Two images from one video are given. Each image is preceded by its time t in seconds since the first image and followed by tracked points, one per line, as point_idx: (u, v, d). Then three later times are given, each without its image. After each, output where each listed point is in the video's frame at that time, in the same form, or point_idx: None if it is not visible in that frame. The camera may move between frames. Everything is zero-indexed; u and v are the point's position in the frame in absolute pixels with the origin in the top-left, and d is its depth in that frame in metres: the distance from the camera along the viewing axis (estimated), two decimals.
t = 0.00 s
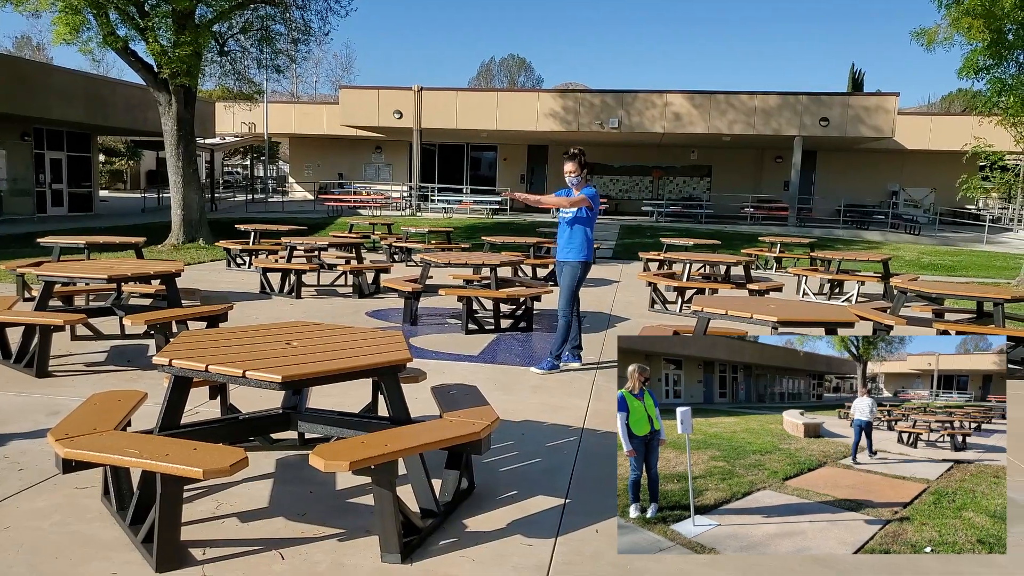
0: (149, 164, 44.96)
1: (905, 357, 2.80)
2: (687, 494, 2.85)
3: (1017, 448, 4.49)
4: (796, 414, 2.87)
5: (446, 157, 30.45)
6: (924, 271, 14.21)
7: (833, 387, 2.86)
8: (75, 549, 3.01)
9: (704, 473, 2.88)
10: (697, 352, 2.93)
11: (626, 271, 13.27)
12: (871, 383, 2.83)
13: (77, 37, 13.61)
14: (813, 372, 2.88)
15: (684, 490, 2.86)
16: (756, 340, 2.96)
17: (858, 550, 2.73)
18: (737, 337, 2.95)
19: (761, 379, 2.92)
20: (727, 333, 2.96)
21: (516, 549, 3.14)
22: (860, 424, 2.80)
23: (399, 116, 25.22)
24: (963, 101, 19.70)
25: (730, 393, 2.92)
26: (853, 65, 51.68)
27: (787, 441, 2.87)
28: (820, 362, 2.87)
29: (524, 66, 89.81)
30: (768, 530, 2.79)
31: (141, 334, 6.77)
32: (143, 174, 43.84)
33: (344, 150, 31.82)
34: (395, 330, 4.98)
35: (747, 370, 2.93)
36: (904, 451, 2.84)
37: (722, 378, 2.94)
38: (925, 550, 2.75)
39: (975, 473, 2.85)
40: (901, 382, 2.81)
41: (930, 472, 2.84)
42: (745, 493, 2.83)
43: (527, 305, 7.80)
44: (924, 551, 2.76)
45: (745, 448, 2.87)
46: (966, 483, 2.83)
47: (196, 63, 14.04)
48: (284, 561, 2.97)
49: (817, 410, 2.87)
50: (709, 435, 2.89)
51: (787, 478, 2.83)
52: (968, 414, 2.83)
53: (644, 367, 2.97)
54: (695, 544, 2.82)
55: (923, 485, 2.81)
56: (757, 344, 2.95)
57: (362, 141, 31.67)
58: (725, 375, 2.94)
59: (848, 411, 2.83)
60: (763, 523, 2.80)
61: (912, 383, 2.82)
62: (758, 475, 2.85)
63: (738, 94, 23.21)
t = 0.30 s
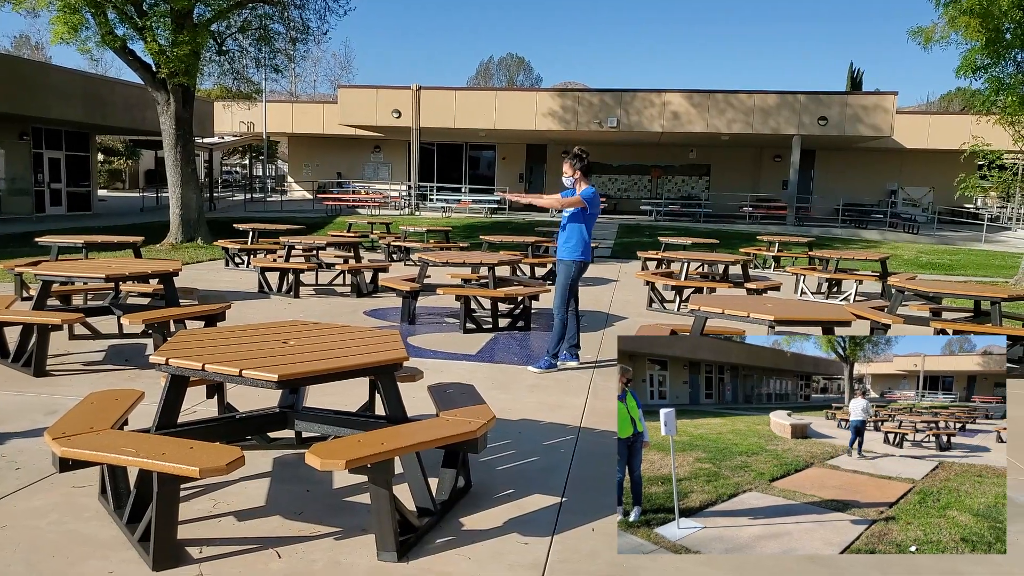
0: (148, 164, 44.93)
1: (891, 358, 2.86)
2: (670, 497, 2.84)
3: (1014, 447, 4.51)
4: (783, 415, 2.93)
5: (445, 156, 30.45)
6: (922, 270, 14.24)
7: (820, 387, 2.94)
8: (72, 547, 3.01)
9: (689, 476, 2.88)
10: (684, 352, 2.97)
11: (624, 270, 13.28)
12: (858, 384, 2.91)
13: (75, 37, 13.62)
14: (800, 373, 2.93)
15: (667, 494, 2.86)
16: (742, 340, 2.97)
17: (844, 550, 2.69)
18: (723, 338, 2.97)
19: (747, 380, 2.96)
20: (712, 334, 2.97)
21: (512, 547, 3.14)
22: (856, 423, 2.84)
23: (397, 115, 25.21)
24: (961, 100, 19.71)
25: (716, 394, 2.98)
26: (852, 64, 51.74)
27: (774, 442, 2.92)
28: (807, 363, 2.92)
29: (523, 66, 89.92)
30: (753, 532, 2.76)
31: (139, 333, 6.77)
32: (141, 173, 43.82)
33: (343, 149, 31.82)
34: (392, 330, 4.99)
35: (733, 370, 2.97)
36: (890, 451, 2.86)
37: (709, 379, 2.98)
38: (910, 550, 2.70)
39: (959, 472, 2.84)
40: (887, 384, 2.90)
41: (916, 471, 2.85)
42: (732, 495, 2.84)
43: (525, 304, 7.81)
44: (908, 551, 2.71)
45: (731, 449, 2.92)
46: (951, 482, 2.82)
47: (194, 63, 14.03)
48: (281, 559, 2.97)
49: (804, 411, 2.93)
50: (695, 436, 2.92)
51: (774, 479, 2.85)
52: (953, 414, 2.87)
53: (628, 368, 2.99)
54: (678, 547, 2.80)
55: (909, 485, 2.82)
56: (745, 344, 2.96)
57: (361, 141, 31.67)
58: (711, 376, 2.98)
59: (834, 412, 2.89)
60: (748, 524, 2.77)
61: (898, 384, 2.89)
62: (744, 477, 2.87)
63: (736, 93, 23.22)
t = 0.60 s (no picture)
0: (147, 163, 44.92)
1: (878, 359, 2.85)
2: (655, 499, 2.86)
3: (1012, 445, 4.51)
4: (771, 416, 2.86)
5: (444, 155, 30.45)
6: (921, 269, 14.25)
7: (808, 389, 2.89)
8: (69, 546, 3.02)
9: (674, 478, 2.88)
10: (670, 352, 2.96)
11: (623, 268, 13.30)
12: (846, 385, 2.87)
13: (74, 36, 13.62)
14: (789, 375, 2.88)
15: (652, 496, 2.87)
16: (729, 342, 2.91)
17: (830, 551, 2.76)
18: (711, 339, 2.91)
19: (735, 382, 2.89)
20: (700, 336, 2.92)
21: (511, 545, 3.15)
22: (849, 422, 2.81)
23: (397, 114, 25.20)
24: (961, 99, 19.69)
25: (703, 395, 2.92)
26: (853, 63, 51.76)
27: (761, 444, 2.86)
28: (797, 365, 2.87)
29: (523, 65, 90.08)
30: (738, 533, 2.82)
31: (138, 333, 6.78)
32: (141, 172, 43.86)
33: (343, 149, 31.81)
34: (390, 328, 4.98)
35: (721, 372, 2.90)
36: (877, 451, 2.82)
37: (696, 381, 2.93)
38: (895, 549, 2.78)
39: (944, 472, 2.86)
40: (875, 384, 2.86)
41: (901, 471, 2.85)
42: (717, 497, 2.85)
43: (523, 303, 7.83)
44: (894, 550, 2.78)
45: (718, 451, 2.88)
46: (936, 482, 2.84)
47: (194, 62, 14.03)
48: (278, 557, 2.98)
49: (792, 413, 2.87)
50: (680, 437, 2.90)
51: (760, 481, 2.82)
52: (939, 415, 2.85)
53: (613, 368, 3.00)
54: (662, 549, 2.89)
55: (895, 485, 2.81)
56: (733, 345, 2.91)
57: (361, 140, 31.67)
58: (698, 377, 2.92)
59: (823, 413, 2.85)
60: (733, 526, 2.82)
61: (886, 385, 2.86)
62: (730, 479, 2.86)
63: (736, 92, 23.21)
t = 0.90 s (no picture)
0: (147, 162, 44.91)
1: (866, 361, 2.80)
2: (638, 503, 2.91)
3: (1011, 445, 4.52)
4: (758, 418, 2.88)
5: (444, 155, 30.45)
6: (921, 269, 14.26)
7: (797, 390, 2.86)
8: (68, 545, 3.02)
9: (658, 481, 2.93)
10: (656, 353, 2.96)
11: (623, 268, 13.30)
12: (833, 387, 2.83)
13: (74, 36, 13.62)
14: (777, 376, 2.87)
15: (636, 499, 2.92)
16: (716, 342, 2.91)
17: (818, 551, 2.74)
18: (698, 340, 2.92)
19: (721, 383, 2.90)
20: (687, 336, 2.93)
21: (509, 544, 3.15)
22: (839, 421, 2.80)
23: (396, 114, 25.18)
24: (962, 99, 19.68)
25: (689, 397, 2.94)
26: (852, 62, 51.82)
27: (748, 445, 2.88)
28: (786, 366, 2.85)
29: (523, 65, 90.17)
30: (723, 536, 2.83)
31: (137, 332, 6.77)
32: (140, 172, 43.86)
33: (342, 148, 31.80)
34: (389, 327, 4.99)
35: (707, 373, 2.91)
36: (863, 451, 2.81)
37: (681, 382, 2.95)
38: (881, 550, 2.79)
39: (929, 472, 2.84)
40: (862, 386, 2.80)
41: (888, 472, 2.84)
42: (703, 500, 2.86)
43: (523, 302, 7.83)
44: (879, 550, 2.79)
45: (703, 454, 2.91)
46: (921, 482, 2.84)
47: (193, 61, 14.02)
48: (276, 556, 2.98)
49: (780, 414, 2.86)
50: (667, 440, 2.93)
51: (746, 483, 2.85)
52: (925, 416, 2.82)
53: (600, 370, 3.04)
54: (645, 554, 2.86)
55: (881, 486, 2.82)
56: (720, 346, 2.91)
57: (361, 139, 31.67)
58: (684, 378, 2.95)
59: (810, 414, 2.84)
60: (720, 529, 2.83)
61: (874, 387, 2.80)
62: (716, 481, 2.88)
63: (736, 92, 23.21)
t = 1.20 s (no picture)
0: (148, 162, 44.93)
1: (854, 362, 2.81)
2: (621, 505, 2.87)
3: (1012, 443, 4.51)
4: (745, 419, 2.88)
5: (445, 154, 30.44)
6: (921, 267, 14.26)
7: (785, 391, 2.86)
8: (69, 544, 3.02)
9: (644, 483, 2.89)
10: (639, 354, 2.98)
11: (624, 266, 13.30)
12: (821, 388, 2.83)
13: (74, 35, 13.62)
14: (764, 377, 2.86)
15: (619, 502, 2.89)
16: (703, 343, 2.90)
17: (805, 552, 2.73)
18: (684, 340, 2.92)
19: (708, 385, 2.89)
20: (672, 338, 2.94)
21: (508, 543, 3.15)
22: (829, 420, 2.81)
23: (397, 113, 25.15)
24: (962, 97, 19.67)
25: (675, 398, 2.94)
26: (852, 61, 51.78)
27: (735, 447, 2.88)
28: (772, 368, 2.85)
29: (523, 64, 90.25)
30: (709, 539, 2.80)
31: (137, 331, 6.77)
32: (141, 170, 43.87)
33: (343, 147, 31.80)
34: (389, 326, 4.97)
35: (694, 375, 2.91)
36: (850, 452, 2.82)
37: (668, 383, 2.95)
38: (867, 550, 2.76)
39: (915, 473, 2.84)
40: (850, 388, 2.82)
41: (875, 472, 2.83)
42: (689, 502, 2.82)
43: (523, 301, 7.82)
44: (866, 551, 2.77)
45: (689, 455, 2.89)
46: (907, 482, 2.83)
47: (193, 60, 14.02)
48: (275, 555, 2.98)
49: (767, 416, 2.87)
50: (652, 442, 2.93)
51: (732, 485, 2.83)
52: (911, 418, 2.84)
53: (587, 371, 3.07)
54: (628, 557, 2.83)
55: (867, 486, 2.81)
56: (706, 347, 2.89)
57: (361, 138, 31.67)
58: (670, 379, 2.95)
59: (798, 416, 2.84)
60: (704, 532, 2.81)
61: (861, 388, 2.82)
62: (702, 484, 2.84)
63: (736, 90, 23.19)
